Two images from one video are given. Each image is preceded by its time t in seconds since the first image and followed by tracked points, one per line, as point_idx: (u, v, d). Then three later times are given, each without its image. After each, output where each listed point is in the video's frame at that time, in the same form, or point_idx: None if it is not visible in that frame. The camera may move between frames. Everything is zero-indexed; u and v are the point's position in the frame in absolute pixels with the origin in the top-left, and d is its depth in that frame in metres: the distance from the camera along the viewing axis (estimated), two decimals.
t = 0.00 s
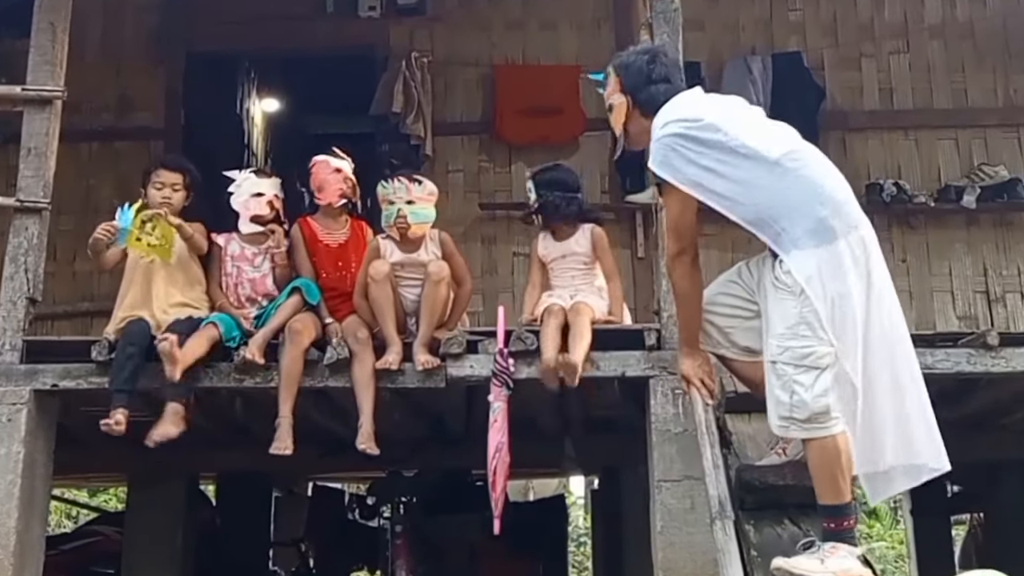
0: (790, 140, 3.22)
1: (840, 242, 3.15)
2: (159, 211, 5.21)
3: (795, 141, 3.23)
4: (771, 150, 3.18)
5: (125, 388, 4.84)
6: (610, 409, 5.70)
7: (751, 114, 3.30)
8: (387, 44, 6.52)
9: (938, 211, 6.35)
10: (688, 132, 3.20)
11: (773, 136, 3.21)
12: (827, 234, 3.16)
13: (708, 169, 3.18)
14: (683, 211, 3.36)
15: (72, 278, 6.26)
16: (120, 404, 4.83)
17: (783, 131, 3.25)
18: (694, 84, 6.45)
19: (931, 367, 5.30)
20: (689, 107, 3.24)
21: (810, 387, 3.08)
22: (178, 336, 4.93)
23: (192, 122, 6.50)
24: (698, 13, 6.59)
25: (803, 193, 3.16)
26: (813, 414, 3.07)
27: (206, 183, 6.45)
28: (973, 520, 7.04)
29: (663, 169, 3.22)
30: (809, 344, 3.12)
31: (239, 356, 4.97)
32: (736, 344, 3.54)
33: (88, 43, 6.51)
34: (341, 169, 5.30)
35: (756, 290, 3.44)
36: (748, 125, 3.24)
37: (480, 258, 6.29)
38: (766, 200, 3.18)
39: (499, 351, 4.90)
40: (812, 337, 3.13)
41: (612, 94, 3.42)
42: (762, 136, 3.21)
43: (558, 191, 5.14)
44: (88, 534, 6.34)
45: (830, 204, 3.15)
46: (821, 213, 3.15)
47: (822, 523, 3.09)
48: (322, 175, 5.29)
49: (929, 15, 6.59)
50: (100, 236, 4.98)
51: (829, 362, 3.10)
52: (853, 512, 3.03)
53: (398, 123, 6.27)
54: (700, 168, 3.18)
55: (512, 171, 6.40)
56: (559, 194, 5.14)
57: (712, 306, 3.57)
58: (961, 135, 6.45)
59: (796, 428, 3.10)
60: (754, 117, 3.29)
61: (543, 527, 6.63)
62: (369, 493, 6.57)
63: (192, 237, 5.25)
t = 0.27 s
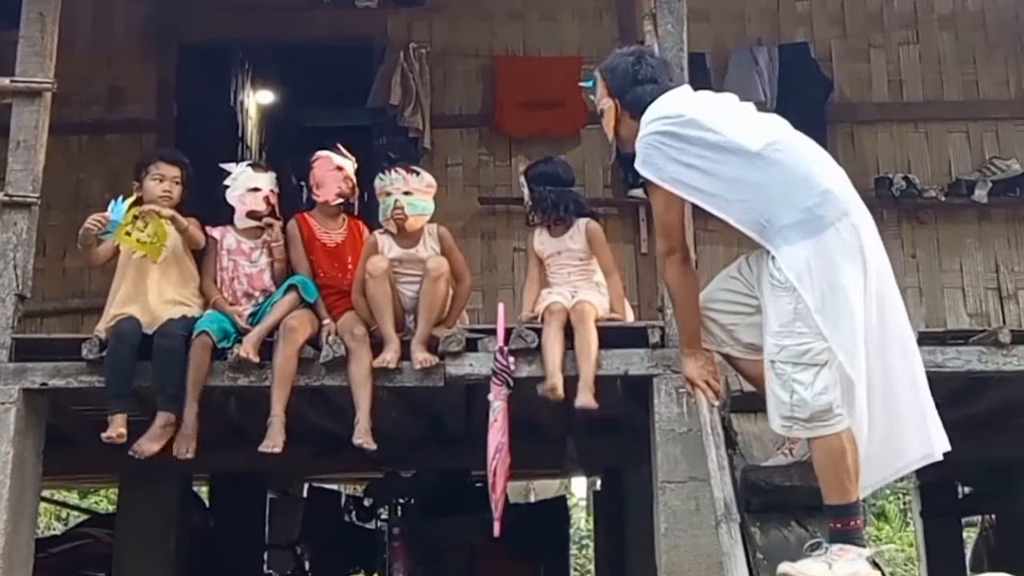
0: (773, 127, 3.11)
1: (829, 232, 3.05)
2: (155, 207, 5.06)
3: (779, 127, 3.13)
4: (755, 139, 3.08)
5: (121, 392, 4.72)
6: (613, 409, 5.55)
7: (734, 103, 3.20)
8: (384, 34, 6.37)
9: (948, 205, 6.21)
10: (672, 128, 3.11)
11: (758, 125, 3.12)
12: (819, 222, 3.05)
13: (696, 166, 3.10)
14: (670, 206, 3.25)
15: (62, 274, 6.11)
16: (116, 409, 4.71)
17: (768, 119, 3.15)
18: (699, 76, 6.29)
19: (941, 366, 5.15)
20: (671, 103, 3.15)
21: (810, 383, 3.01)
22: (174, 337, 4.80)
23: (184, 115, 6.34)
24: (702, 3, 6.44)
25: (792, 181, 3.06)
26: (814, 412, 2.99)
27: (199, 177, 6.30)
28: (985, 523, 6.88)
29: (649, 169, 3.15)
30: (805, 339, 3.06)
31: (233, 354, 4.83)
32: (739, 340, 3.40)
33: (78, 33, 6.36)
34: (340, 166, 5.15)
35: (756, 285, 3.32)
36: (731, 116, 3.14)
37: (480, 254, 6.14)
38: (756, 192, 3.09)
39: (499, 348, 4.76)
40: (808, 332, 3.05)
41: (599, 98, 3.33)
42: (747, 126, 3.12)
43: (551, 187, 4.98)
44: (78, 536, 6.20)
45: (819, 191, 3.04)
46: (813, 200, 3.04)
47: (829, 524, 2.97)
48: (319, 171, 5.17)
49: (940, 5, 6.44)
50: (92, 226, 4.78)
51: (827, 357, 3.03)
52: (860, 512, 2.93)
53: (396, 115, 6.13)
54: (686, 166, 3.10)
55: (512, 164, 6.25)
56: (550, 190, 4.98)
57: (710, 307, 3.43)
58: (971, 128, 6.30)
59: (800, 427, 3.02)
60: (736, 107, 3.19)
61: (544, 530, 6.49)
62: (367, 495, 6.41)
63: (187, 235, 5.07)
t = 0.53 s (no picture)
0: (768, 120, 3.03)
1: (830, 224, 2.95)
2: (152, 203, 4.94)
3: (774, 120, 3.04)
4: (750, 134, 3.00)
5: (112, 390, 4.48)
6: (617, 408, 5.41)
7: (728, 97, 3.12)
8: (382, 25, 6.22)
9: (959, 200, 6.06)
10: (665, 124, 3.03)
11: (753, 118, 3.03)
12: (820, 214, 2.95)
13: (691, 162, 3.02)
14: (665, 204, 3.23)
15: (52, 270, 5.97)
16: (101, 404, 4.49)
17: (763, 112, 3.06)
18: (704, 68, 6.15)
19: (952, 364, 5.02)
20: (662, 99, 3.07)
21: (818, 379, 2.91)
22: (161, 330, 4.62)
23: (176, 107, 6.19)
24: None
25: (791, 174, 2.96)
26: (827, 406, 2.89)
27: (192, 171, 6.15)
28: (996, 526, 6.73)
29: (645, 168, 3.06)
30: (811, 335, 2.95)
31: (226, 353, 4.67)
32: (740, 316, 3.48)
33: (67, 23, 6.21)
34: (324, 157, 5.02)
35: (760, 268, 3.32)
36: (724, 110, 3.06)
37: (479, 249, 6.00)
38: (755, 185, 3.00)
39: (499, 346, 4.62)
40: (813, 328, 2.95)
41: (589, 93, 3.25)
42: (742, 120, 3.04)
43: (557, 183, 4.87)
44: (68, 539, 6.05)
45: (818, 182, 2.95)
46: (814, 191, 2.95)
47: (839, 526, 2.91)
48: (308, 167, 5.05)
49: None
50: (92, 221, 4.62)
51: (833, 352, 2.92)
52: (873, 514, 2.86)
53: (394, 107, 5.97)
54: (682, 162, 3.02)
55: (513, 158, 6.11)
56: (557, 184, 4.86)
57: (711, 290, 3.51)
58: (983, 121, 6.15)
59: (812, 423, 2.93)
60: (731, 100, 3.10)
61: (546, 531, 6.35)
62: (363, 497, 6.27)
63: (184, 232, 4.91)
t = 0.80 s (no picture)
0: (772, 113, 2.92)
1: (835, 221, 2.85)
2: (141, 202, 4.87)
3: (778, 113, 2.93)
4: (753, 127, 2.89)
5: (108, 389, 4.38)
6: (620, 408, 5.26)
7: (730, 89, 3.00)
8: (379, 15, 6.07)
9: (970, 194, 5.91)
10: (667, 117, 2.91)
11: (756, 111, 2.92)
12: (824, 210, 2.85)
13: (693, 156, 2.90)
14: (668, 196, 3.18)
15: (41, 266, 5.82)
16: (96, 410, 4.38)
17: (766, 106, 2.95)
18: (709, 58, 5.99)
19: (963, 362, 4.90)
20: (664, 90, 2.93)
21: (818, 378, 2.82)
22: (156, 333, 4.52)
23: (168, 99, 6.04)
24: None
25: (795, 169, 2.86)
26: (826, 406, 2.80)
27: (184, 164, 6.00)
28: (1008, 528, 6.58)
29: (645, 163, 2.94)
30: (813, 334, 2.85)
31: (218, 351, 4.51)
32: (745, 317, 3.27)
33: (57, 13, 6.06)
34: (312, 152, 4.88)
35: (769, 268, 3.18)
36: (729, 103, 2.94)
37: (479, 245, 5.85)
38: (757, 179, 2.89)
39: (499, 344, 4.47)
40: (815, 328, 2.85)
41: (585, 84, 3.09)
42: (745, 113, 2.92)
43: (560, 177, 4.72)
44: (58, 541, 5.91)
45: (822, 179, 2.84)
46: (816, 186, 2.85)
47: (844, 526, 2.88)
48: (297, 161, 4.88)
49: None
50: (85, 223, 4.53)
51: (836, 351, 2.83)
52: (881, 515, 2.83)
53: (391, 99, 5.80)
54: (683, 157, 2.90)
55: (513, 151, 5.96)
56: (558, 177, 4.72)
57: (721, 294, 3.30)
58: (995, 113, 6.00)
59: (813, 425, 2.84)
60: (734, 91, 2.98)
61: (547, 534, 6.20)
62: (360, 498, 6.12)
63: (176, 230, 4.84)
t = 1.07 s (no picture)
0: (774, 112, 2.87)
1: (835, 219, 2.79)
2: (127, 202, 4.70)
3: (780, 112, 2.88)
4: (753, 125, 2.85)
5: (93, 387, 4.26)
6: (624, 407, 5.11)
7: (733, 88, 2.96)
8: (376, 4, 5.92)
9: (982, 188, 5.77)
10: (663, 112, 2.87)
11: (758, 110, 2.88)
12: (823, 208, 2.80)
13: (690, 150, 2.86)
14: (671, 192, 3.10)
15: (29, 262, 5.67)
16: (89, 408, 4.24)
17: (769, 106, 2.90)
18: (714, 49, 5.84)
19: (975, 361, 4.75)
20: (663, 86, 2.90)
21: (809, 374, 2.78)
22: (150, 330, 4.36)
23: (160, 91, 5.89)
24: None
25: (793, 167, 2.81)
26: (810, 401, 2.77)
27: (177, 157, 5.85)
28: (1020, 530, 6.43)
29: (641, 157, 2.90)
30: (804, 329, 2.81)
31: (212, 348, 4.37)
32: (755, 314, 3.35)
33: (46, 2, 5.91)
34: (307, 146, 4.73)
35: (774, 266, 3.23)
36: (731, 100, 2.90)
37: (479, 240, 5.70)
38: (754, 176, 2.84)
39: (499, 342, 4.33)
40: (812, 326, 2.80)
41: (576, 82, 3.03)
42: (746, 111, 2.87)
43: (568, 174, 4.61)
44: (48, 544, 5.77)
45: (822, 177, 2.79)
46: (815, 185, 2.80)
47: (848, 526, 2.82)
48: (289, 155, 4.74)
49: None
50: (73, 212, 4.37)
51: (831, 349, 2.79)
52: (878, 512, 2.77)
53: (388, 90, 5.67)
54: (680, 152, 2.86)
55: (514, 143, 5.81)
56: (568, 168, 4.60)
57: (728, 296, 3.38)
58: (1008, 105, 5.85)
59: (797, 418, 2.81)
60: (737, 90, 2.94)
61: (548, 536, 6.06)
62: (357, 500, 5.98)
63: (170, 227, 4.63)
